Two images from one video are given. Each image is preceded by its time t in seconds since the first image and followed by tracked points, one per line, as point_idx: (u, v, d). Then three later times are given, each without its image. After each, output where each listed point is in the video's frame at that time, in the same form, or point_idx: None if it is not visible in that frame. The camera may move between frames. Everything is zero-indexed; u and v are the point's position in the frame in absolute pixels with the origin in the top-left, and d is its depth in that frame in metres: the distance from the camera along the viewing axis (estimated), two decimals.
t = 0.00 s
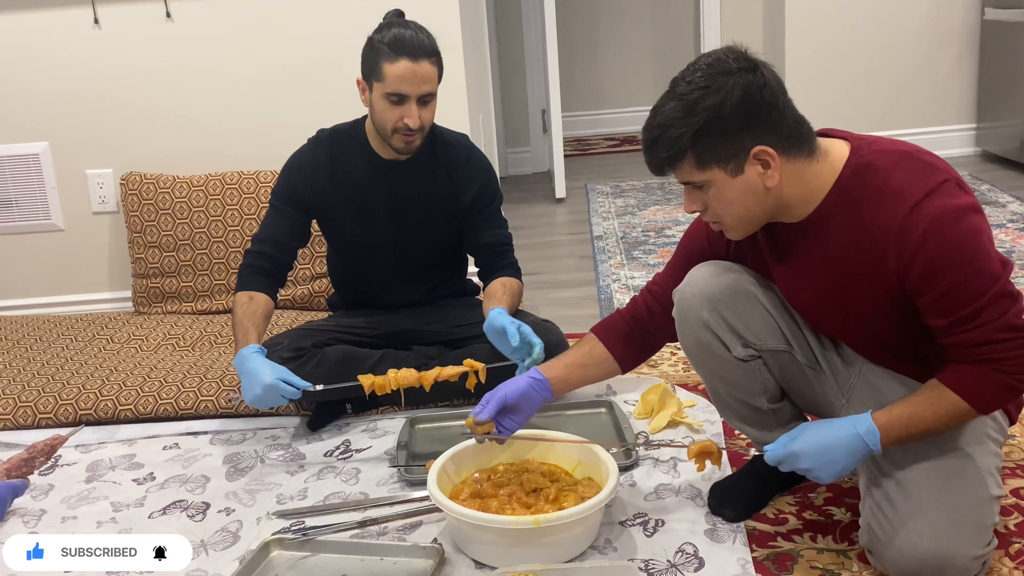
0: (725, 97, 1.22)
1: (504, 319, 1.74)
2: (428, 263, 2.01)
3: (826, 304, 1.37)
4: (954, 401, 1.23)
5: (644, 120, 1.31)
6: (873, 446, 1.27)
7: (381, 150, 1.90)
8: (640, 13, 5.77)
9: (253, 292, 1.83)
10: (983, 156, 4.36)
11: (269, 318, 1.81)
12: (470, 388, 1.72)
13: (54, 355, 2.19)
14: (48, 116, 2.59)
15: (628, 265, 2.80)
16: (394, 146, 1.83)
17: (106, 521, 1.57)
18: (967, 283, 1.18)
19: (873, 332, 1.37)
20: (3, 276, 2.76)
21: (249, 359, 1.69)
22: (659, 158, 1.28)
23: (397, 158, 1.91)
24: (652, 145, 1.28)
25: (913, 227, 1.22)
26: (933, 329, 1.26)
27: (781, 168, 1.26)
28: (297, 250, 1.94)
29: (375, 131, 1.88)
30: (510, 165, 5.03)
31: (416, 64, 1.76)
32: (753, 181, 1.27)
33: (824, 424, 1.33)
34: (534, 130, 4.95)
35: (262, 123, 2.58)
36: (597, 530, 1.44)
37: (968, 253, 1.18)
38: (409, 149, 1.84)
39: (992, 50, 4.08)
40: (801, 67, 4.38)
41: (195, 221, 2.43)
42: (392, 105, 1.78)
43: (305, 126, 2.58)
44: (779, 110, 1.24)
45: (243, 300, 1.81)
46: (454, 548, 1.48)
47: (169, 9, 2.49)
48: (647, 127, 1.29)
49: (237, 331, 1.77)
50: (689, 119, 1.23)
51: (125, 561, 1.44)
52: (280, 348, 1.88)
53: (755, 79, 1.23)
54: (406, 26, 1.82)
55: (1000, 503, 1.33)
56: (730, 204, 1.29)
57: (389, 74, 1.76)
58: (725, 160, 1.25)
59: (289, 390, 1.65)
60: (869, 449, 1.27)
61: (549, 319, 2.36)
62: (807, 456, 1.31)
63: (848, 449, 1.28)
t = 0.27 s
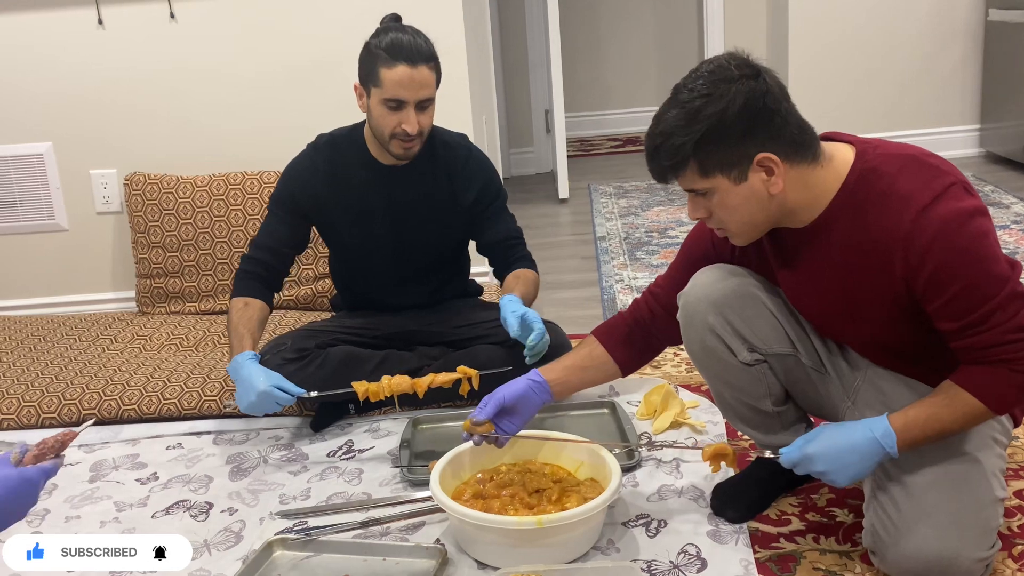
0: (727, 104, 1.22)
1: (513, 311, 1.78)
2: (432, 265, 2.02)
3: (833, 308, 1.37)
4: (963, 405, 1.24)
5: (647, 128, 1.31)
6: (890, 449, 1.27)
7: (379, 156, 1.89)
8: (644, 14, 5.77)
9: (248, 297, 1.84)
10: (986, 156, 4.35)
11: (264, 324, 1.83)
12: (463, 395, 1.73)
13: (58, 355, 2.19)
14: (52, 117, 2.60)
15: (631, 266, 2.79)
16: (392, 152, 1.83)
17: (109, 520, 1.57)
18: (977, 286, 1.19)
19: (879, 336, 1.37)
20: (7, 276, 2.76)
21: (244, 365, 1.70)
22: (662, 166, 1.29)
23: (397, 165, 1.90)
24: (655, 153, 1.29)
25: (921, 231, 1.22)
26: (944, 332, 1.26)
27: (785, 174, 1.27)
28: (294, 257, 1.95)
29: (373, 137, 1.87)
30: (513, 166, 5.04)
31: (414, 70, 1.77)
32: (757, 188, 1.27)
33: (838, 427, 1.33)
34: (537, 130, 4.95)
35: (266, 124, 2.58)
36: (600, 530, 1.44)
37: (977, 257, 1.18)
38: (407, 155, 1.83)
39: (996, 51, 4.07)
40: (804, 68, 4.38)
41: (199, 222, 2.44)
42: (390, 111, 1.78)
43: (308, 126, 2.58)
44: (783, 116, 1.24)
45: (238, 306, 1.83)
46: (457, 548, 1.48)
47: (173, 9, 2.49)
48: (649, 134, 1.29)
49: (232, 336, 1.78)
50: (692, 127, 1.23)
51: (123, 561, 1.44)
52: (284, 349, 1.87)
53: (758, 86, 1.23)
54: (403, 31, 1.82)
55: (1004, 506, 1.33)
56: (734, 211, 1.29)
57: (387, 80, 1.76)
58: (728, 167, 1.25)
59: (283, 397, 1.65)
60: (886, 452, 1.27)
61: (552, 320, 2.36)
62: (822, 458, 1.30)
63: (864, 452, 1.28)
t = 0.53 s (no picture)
0: (730, 106, 1.22)
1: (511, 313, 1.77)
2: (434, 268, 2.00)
3: (839, 310, 1.37)
4: (971, 407, 1.23)
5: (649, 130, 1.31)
6: (902, 451, 1.27)
7: (376, 160, 1.88)
8: (647, 15, 5.77)
9: (245, 302, 1.84)
10: (990, 158, 4.34)
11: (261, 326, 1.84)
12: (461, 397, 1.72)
13: (61, 355, 2.19)
14: (56, 117, 2.60)
15: (634, 267, 2.79)
16: (389, 158, 1.83)
17: (112, 520, 1.57)
18: (984, 286, 1.19)
19: (884, 338, 1.36)
20: (10, 276, 2.77)
21: (240, 371, 1.70)
22: (666, 168, 1.28)
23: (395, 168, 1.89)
24: (658, 156, 1.28)
25: (928, 232, 1.22)
26: (952, 333, 1.26)
27: (789, 176, 1.26)
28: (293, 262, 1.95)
29: (370, 141, 1.86)
30: (516, 167, 5.04)
31: (409, 76, 1.75)
32: (761, 191, 1.27)
33: (848, 429, 1.33)
34: (540, 131, 4.95)
35: (269, 124, 2.58)
36: (602, 531, 1.44)
37: (984, 257, 1.18)
38: (404, 161, 1.84)
39: (1000, 53, 4.07)
40: (807, 69, 4.38)
41: (202, 222, 2.44)
42: (385, 118, 1.77)
43: (311, 126, 2.58)
44: (786, 118, 1.24)
45: (235, 311, 1.83)
46: (459, 548, 1.48)
47: (176, 10, 2.50)
48: (652, 137, 1.29)
49: (228, 342, 1.79)
50: (695, 129, 1.23)
51: (121, 562, 1.44)
52: (287, 348, 1.88)
53: (761, 88, 1.23)
54: (398, 36, 1.80)
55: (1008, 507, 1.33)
56: (739, 213, 1.29)
57: (381, 87, 1.75)
58: (732, 169, 1.25)
59: (280, 402, 1.65)
60: (899, 454, 1.27)
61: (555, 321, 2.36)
62: (833, 460, 1.30)
63: (876, 455, 1.28)
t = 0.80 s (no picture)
0: (736, 108, 1.22)
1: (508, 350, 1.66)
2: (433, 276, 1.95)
3: (845, 311, 1.37)
4: (977, 410, 1.23)
5: (654, 131, 1.31)
6: (909, 452, 1.27)
7: (373, 169, 1.84)
8: (650, 16, 5.77)
9: (242, 309, 1.82)
10: (994, 160, 4.34)
11: (258, 333, 1.82)
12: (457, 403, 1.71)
13: (65, 355, 2.20)
14: (61, 118, 2.61)
15: (637, 268, 2.79)
16: (386, 165, 1.78)
17: (116, 520, 1.57)
18: (992, 289, 1.19)
19: (889, 339, 1.36)
20: (15, 276, 2.77)
21: (236, 377, 1.70)
22: (671, 170, 1.29)
23: (388, 175, 1.83)
24: (664, 157, 1.29)
25: (935, 234, 1.22)
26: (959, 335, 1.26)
27: (795, 178, 1.26)
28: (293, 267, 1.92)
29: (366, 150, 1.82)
30: (519, 168, 5.04)
31: (403, 80, 1.72)
32: (767, 192, 1.27)
33: (855, 430, 1.33)
34: (543, 133, 4.95)
35: (273, 125, 2.59)
36: (606, 532, 1.44)
37: (991, 260, 1.18)
38: (401, 168, 1.79)
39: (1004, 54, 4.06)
40: (811, 71, 4.38)
41: (206, 222, 2.44)
42: (381, 124, 1.73)
43: (315, 127, 2.58)
44: (792, 120, 1.24)
45: (232, 317, 1.81)
46: (463, 549, 1.48)
47: (181, 11, 2.50)
48: (658, 138, 1.29)
49: (225, 348, 1.77)
50: (701, 131, 1.23)
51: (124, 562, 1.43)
52: (291, 352, 1.89)
53: (767, 89, 1.23)
54: (391, 41, 1.77)
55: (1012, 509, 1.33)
56: (744, 214, 1.29)
57: (376, 93, 1.72)
58: (738, 171, 1.25)
59: (276, 409, 1.66)
60: (905, 455, 1.27)
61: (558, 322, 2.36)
62: (840, 461, 1.30)
63: (882, 457, 1.28)
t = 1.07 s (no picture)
0: (741, 109, 1.24)
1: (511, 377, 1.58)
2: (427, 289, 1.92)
3: (851, 313, 1.37)
4: (984, 412, 1.23)
5: (660, 133, 1.34)
6: (916, 454, 1.27)
7: (367, 182, 1.80)
8: (656, 18, 5.77)
9: (240, 317, 1.82)
10: (1000, 162, 4.33)
11: (257, 342, 1.81)
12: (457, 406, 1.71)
13: (71, 356, 2.20)
14: (67, 119, 2.62)
15: (641, 270, 2.79)
16: (380, 179, 1.74)
17: (120, 521, 1.58)
18: (998, 291, 1.19)
19: (895, 342, 1.36)
20: (21, 277, 2.78)
21: (236, 386, 1.68)
22: (676, 171, 1.31)
23: (380, 188, 1.80)
24: (669, 158, 1.31)
25: (941, 236, 1.22)
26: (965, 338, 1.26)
27: (799, 180, 1.28)
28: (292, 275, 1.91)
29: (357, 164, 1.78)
30: (524, 170, 5.04)
31: (387, 92, 1.68)
32: (772, 193, 1.29)
33: (863, 432, 1.33)
34: (548, 135, 4.96)
35: (278, 127, 2.59)
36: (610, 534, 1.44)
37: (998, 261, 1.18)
38: (395, 181, 1.75)
39: (1009, 57, 4.06)
40: (816, 74, 4.37)
41: (211, 224, 2.45)
42: (370, 138, 1.69)
43: (320, 129, 2.59)
44: (796, 121, 1.26)
45: (231, 326, 1.81)
46: (467, 551, 1.47)
47: (187, 13, 2.51)
48: (664, 140, 1.31)
49: (224, 357, 1.77)
50: (705, 132, 1.26)
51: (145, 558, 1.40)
52: (296, 358, 1.89)
53: (771, 90, 1.25)
54: (373, 54, 1.74)
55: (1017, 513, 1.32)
56: (749, 215, 1.31)
57: (361, 107, 1.68)
58: (743, 172, 1.27)
59: (276, 417, 1.64)
60: (912, 457, 1.27)
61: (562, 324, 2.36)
62: (845, 462, 1.30)
63: (889, 458, 1.28)
